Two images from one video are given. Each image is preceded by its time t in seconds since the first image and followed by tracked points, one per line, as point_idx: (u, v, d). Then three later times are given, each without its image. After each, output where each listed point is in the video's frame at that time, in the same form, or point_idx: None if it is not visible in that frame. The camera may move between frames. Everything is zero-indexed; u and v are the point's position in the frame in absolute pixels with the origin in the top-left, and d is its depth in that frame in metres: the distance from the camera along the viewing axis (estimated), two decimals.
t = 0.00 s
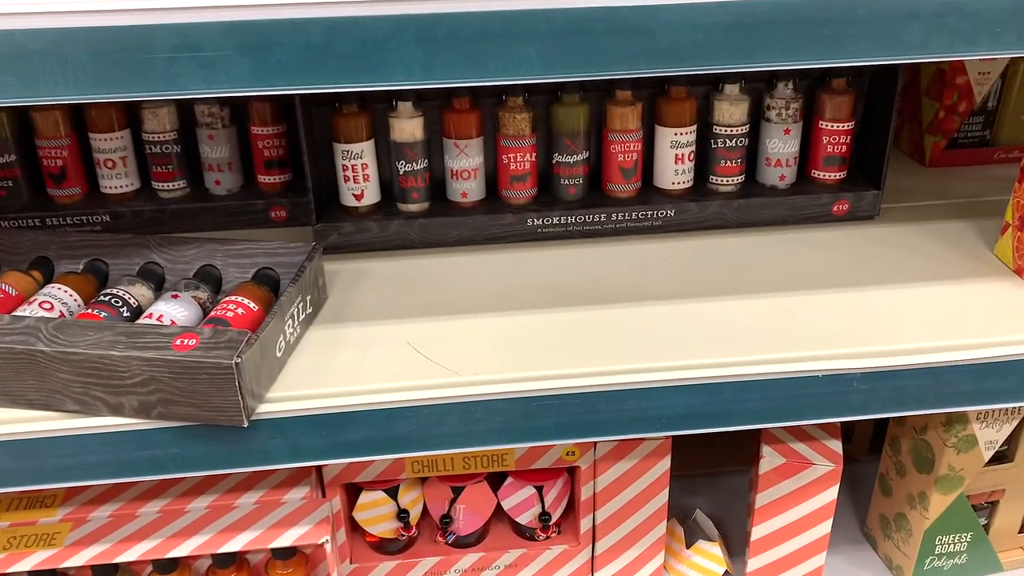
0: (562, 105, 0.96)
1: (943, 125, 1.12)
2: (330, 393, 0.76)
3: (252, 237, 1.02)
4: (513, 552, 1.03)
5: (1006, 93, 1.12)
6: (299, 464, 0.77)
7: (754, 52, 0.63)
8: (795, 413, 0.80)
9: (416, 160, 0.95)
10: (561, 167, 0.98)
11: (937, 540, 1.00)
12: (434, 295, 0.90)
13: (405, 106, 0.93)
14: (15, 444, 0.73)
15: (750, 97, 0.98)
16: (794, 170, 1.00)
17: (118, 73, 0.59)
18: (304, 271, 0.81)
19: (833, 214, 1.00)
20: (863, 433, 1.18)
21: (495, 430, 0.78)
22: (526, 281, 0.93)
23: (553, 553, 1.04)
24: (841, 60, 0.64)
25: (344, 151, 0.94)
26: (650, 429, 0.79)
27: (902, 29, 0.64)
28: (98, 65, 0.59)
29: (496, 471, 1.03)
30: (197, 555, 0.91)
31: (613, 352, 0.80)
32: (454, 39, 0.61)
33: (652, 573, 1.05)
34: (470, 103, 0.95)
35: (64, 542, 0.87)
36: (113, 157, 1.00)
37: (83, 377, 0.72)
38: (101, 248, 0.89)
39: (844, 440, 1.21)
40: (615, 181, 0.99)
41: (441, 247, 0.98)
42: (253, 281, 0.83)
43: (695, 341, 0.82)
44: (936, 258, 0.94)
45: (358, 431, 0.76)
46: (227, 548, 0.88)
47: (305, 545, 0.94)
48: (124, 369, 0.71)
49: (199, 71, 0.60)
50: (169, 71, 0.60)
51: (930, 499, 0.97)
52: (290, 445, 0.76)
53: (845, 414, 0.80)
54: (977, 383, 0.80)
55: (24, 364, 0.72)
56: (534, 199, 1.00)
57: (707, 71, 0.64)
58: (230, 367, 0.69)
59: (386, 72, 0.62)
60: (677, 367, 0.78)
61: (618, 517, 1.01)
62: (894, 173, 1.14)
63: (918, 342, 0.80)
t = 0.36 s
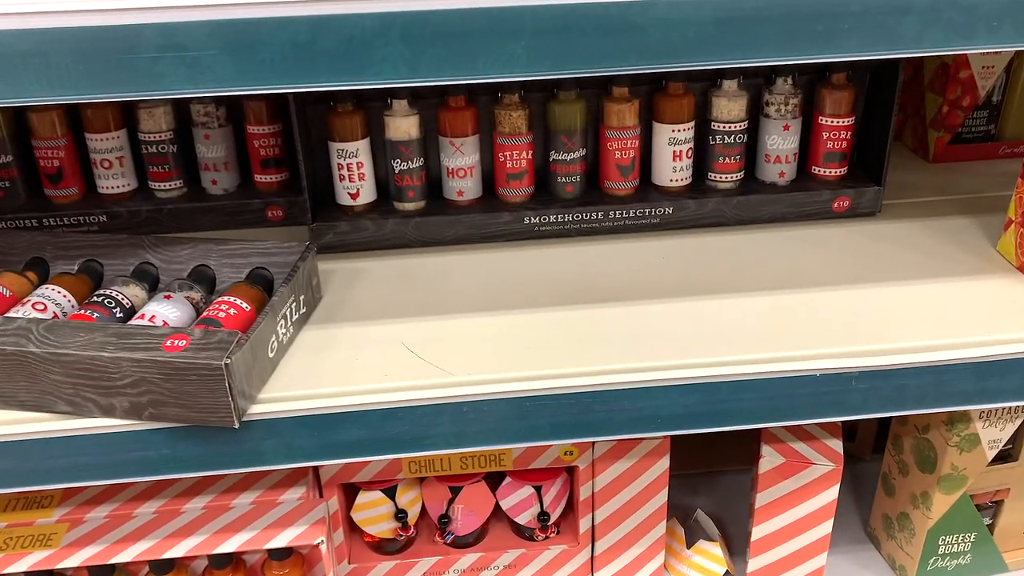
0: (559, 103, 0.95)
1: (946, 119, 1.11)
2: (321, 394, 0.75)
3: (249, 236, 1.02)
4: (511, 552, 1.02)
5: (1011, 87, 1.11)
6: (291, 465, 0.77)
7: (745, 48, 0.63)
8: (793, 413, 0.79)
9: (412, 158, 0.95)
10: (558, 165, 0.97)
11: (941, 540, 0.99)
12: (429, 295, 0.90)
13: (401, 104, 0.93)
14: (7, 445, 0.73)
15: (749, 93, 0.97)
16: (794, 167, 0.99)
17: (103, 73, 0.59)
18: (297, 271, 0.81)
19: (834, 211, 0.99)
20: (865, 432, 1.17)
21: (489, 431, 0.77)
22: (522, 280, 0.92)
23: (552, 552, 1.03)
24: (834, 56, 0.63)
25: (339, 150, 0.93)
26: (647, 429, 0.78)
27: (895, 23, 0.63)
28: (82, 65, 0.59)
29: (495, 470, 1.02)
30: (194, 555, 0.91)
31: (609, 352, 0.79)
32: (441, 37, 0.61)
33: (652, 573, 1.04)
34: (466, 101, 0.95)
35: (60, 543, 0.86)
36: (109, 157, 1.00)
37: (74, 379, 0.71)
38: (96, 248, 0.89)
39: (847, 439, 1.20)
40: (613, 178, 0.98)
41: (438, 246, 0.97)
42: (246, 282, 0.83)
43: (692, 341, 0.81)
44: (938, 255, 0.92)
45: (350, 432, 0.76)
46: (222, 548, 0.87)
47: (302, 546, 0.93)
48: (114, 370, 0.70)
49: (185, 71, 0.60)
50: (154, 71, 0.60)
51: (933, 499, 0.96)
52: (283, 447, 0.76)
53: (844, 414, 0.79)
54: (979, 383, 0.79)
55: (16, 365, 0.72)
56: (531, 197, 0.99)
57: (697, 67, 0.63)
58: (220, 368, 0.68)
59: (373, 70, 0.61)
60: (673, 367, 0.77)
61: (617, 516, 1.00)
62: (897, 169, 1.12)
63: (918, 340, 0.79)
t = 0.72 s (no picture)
0: (542, 101, 0.94)
1: (936, 114, 1.10)
2: (301, 397, 0.75)
3: (234, 238, 1.01)
4: (502, 553, 1.02)
5: (1002, 81, 1.10)
6: (273, 469, 0.76)
7: (720, 44, 0.62)
8: (777, 412, 0.78)
9: (395, 158, 0.94)
10: (543, 164, 0.96)
11: (932, 538, 0.98)
12: (413, 296, 0.89)
13: (383, 104, 0.92)
14: None
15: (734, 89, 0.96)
16: (781, 163, 0.98)
17: (70, 77, 0.59)
18: (277, 273, 0.80)
19: (822, 208, 0.98)
20: (859, 430, 1.16)
21: (471, 433, 0.76)
22: (507, 280, 0.91)
23: (543, 552, 1.02)
24: (811, 52, 0.63)
25: (322, 151, 0.93)
26: (630, 429, 0.77)
27: (873, 17, 0.62)
28: (48, 69, 0.58)
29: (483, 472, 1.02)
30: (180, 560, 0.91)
31: (592, 352, 0.79)
32: (412, 37, 0.60)
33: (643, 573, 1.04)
34: (449, 100, 0.94)
35: (44, 549, 0.86)
36: (93, 160, 0.99)
37: (52, 384, 0.71)
38: (78, 253, 0.88)
39: (840, 437, 1.19)
40: (598, 177, 0.97)
41: (423, 247, 0.97)
42: (228, 285, 0.83)
43: (675, 340, 0.80)
44: (926, 251, 0.91)
45: (330, 436, 0.75)
46: (206, 553, 0.87)
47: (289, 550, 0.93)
48: (91, 375, 0.70)
49: (153, 74, 0.59)
50: (122, 74, 0.59)
51: (924, 497, 0.95)
52: (264, 451, 0.75)
53: (829, 413, 0.78)
54: (966, 380, 0.78)
55: None
56: (517, 197, 0.99)
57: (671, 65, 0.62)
58: (196, 372, 0.68)
59: (344, 71, 0.61)
60: (655, 366, 0.76)
61: (606, 517, 0.99)
62: (886, 164, 1.11)
63: (902, 337, 0.78)
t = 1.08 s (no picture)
0: (510, 111, 0.95)
1: (904, 119, 1.10)
2: (266, 411, 0.75)
3: (205, 250, 1.02)
4: (476, 561, 1.02)
5: (969, 85, 1.10)
6: (240, 483, 0.77)
7: (674, 58, 0.62)
8: (741, 420, 0.78)
9: (364, 169, 0.94)
10: (512, 173, 0.97)
11: (902, 541, 0.99)
12: (382, 306, 0.89)
13: (351, 116, 0.92)
14: None
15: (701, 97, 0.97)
16: (748, 170, 0.98)
17: (26, 97, 0.59)
18: (244, 286, 0.81)
19: (789, 214, 0.99)
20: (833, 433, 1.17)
21: (437, 444, 0.77)
22: (476, 290, 0.91)
23: (517, 559, 1.02)
24: (763, 65, 0.63)
25: (290, 162, 0.93)
26: (596, 438, 0.78)
27: (824, 30, 0.62)
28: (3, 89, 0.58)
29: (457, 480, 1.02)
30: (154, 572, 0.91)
31: (557, 361, 0.79)
32: (367, 54, 0.60)
33: None
34: (417, 111, 0.94)
35: (16, 563, 0.87)
36: (64, 173, 0.99)
37: (17, 401, 0.71)
38: (47, 267, 0.88)
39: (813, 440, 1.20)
40: (567, 185, 0.98)
41: (394, 256, 0.97)
42: (195, 297, 0.83)
43: (641, 347, 0.80)
44: (893, 257, 0.92)
45: (296, 449, 0.75)
46: (176, 566, 0.88)
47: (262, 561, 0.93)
48: (55, 392, 0.70)
49: (109, 92, 0.60)
50: (77, 93, 0.59)
51: (893, 500, 0.96)
52: (230, 464, 0.76)
53: (793, 420, 0.79)
54: (927, 385, 0.79)
55: None
56: (487, 206, 0.99)
57: (627, 78, 0.63)
58: (158, 388, 0.68)
59: (299, 87, 0.61)
60: (619, 375, 0.76)
61: (579, 523, 1.00)
62: (856, 169, 1.12)
63: (867, 343, 0.78)
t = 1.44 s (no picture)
0: (433, 135, 0.97)
1: (823, 134, 1.12)
2: (184, 436, 0.76)
3: (136, 274, 1.03)
4: None
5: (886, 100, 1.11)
6: (161, 507, 0.78)
7: (566, 91, 0.64)
8: (654, 435, 0.80)
9: (289, 193, 0.95)
10: (438, 195, 0.97)
11: (824, 547, 1.01)
12: (306, 329, 0.91)
13: (276, 140, 0.93)
14: None
15: (619, 119, 1.00)
16: (667, 189, 1.01)
17: None
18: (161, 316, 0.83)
19: (706, 231, 1.02)
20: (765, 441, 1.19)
21: (355, 465, 0.78)
22: (401, 311, 0.93)
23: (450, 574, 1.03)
24: (653, 97, 0.66)
25: (214, 187, 0.94)
26: (512, 456, 0.80)
27: (707, 62, 0.65)
28: None
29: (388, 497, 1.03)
30: None
31: (473, 381, 0.81)
32: (265, 90, 0.62)
33: None
34: (340, 135, 0.95)
35: None
36: None
37: None
38: None
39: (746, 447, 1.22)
40: (491, 207, 0.99)
41: (320, 278, 0.99)
42: (119, 324, 0.82)
43: (555, 366, 0.82)
44: (806, 272, 0.95)
45: (215, 472, 0.77)
46: None
47: None
48: None
49: (11, 131, 0.61)
50: None
51: (813, 508, 0.98)
52: (150, 489, 0.77)
53: (704, 434, 0.81)
54: (833, 398, 0.81)
55: None
56: (413, 226, 1.00)
57: (522, 110, 0.65)
58: (71, 417, 0.69)
59: (199, 124, 0.62)
60: (531, 394, 0.78)
61: (509, 536, 1.02)
62: (777, 185, 1.15)
63: (774, 357, 0.81)
